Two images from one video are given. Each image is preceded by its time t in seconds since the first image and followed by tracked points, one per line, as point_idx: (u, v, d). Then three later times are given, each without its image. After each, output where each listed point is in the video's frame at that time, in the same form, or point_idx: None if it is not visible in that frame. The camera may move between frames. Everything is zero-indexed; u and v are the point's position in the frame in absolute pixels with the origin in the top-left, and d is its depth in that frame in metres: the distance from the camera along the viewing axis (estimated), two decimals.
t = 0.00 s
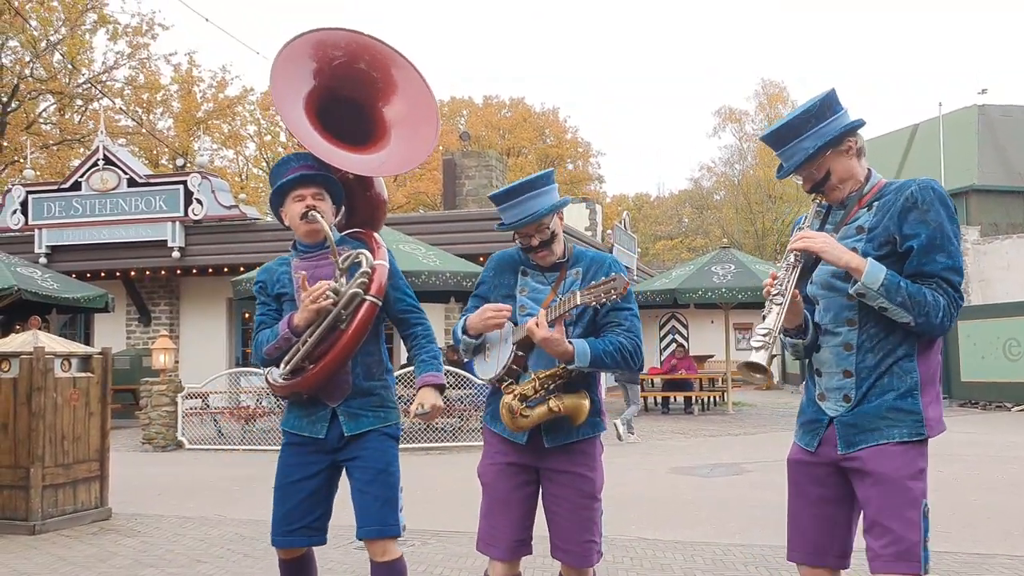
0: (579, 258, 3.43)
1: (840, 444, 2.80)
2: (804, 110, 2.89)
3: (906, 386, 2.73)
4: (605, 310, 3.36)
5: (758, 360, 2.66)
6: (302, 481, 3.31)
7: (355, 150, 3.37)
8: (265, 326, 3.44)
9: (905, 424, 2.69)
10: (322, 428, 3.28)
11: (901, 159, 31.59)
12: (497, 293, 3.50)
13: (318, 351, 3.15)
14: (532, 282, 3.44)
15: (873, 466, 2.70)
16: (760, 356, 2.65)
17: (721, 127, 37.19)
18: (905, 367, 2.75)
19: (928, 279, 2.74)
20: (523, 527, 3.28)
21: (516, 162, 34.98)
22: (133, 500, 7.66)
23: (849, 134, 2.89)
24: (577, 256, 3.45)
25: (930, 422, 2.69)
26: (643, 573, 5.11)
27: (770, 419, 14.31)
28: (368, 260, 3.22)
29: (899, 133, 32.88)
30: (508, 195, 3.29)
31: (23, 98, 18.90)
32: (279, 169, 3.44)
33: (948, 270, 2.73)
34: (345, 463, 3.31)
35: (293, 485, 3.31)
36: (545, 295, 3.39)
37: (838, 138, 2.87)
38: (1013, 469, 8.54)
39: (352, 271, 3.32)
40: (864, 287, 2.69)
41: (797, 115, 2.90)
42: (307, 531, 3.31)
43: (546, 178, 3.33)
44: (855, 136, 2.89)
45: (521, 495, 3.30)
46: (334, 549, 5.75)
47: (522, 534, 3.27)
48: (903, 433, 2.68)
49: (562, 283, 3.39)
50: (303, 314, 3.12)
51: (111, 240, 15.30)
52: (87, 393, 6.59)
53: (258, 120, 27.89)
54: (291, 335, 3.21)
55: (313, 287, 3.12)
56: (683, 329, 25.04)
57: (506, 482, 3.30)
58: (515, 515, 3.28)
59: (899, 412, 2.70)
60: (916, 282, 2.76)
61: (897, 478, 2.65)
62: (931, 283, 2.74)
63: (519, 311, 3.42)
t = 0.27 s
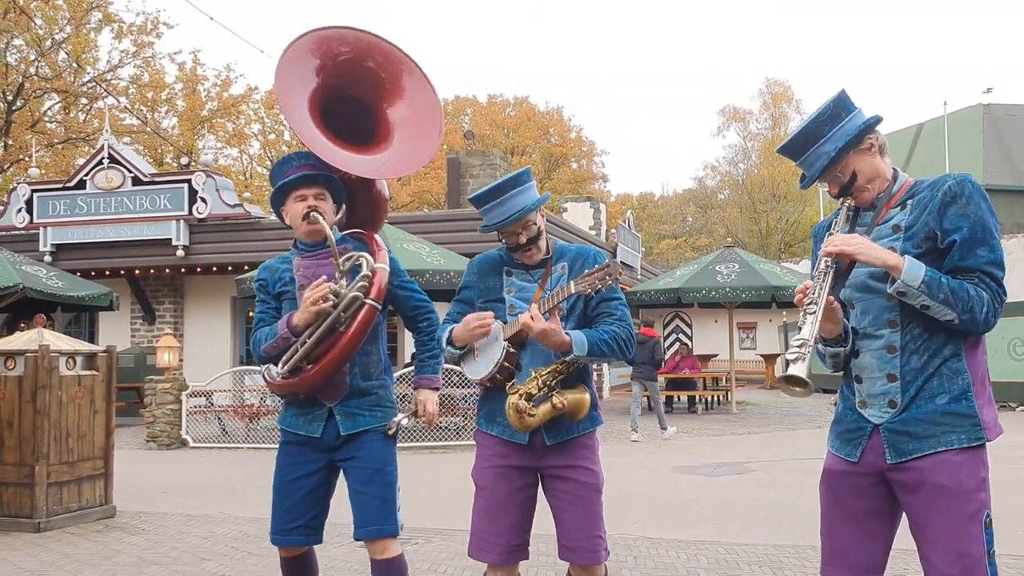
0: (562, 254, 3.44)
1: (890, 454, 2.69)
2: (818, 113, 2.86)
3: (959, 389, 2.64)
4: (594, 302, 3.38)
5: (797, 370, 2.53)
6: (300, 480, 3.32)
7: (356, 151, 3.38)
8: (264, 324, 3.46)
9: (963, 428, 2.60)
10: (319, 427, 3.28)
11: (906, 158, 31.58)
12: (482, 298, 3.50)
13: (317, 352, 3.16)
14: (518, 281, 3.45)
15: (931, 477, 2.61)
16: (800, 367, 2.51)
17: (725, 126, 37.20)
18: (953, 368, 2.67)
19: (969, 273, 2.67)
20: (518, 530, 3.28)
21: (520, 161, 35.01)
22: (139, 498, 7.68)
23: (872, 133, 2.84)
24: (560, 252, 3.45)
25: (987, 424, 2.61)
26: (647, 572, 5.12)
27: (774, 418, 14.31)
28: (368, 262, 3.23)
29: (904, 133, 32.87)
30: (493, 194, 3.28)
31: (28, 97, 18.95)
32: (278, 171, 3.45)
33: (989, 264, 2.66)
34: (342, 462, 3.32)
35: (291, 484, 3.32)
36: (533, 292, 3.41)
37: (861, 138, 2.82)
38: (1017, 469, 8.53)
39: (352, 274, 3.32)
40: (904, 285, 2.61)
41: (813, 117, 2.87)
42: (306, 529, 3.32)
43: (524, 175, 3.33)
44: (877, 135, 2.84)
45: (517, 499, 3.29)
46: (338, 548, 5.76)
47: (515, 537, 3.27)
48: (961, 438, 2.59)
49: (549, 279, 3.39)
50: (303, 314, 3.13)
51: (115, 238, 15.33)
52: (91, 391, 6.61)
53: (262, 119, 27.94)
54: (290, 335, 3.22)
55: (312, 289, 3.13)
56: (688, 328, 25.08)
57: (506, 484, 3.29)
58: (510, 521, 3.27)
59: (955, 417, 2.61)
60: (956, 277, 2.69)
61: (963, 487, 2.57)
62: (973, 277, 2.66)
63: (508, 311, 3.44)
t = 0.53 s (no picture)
0: (577, 252, 3.45)
1: (905, 459, 2.67)
2: (832, 113, 2.86)
3: (976, 395, 2.62)
4: (609, 302, 3.39)
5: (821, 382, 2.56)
6: (300, 481, 3.32)
7: (357, 154, 3.38)
8: (264, 328, 3.47)
9: (980, 435, 2.58)
10: (320, 428, 3.29)
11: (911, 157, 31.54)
12: (496, 295, 3.51)
13: (316, 357, 3.16)
14: (532, 279, 3.45)
15: (947, 483, 2.59)
16: (828, 379, 2.53)
17: (730, 124, 37.16)
18: (972, 373, 2.64)
19: (991, 280, 2.66)
20: (533, 528, 3.29)
21: (524, 160, 34.99)
22: (143, 496, 7.70)
23: (886, 132, 2.82)
24: (574, 250, 3.45)
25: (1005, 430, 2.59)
26: (650, 571, 5.12)
27: (777, 417, 14.28)
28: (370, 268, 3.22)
29: (909, 131, 32.83)
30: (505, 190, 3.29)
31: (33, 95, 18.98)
32: (278, 174, 3.45)
33: (1009, 272, 2.64)
34: (343, 464, 3.32)
35: (287, 487, 3.32)
36: (547, 290, 3.41)
37: (874, 138, 2.81)
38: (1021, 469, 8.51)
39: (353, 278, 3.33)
40: (926, 292, 2.60)
41: (827, 118, 2.87)
42: (304, 531, 3.33)
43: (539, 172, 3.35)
44: (891, 134, 2.83)
45: (531, 499, 3.29)
46: (341, 546, 5.77)
47: (528, 537, 3.28)
48: (978, 445, 2.57)
49: (564, 278, 3.40)
50: (305, 319, 3.13)
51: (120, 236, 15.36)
52: (96, 389, 6.62)
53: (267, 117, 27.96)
54: (291, 339, 3.22)
55: (314, 294, 3.13)
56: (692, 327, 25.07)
57: (518, 485, 3.29)
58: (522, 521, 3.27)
59: (972, 423, 2.59)
60: (977, 283, 2.67)
61: (977, 493, 2.55)
62: (995, 284, 2.65)
63: (521, 309, 3.44)
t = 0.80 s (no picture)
0: (615, 252, 3.40)
1: (871, 447, 2.76)
2: (813, 112, 2.87)
3: (937, 390, 2.66)
4: (644, 307, 3.34)
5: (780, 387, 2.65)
6: (298, 477, 3.32)
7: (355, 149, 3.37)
8: (258, 319, 3.46)
9: (938, 428, 2.63)
10: (315, 420, 3.28)
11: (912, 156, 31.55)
12: (530, 293, 3.50)
13: (309, 347, 3.17)
14: (566, 278, 3.43)
15: (907, 473, 2.67)
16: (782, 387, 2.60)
17: (731, 124, 37.15)
18: (935, 368, 2.67)
19: (958, 280, 2.67)
20: (561, 525, 3.29)
21: (524, 159, 34.97)
22: (143, 495, 7.70)
23: (867, 125, 2.83)
24: (613, 250, 3.41)
25: (965, 424, 2.63)
26: (651, 571, 5.11)
27: (778, 416, 14.28)
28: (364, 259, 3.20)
29: (909, 131, 32.83)
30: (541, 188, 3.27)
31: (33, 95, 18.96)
32: (279, 165, 3.46)
33: (979, 270, 2.64)
34: (342, 458, 3.31)
35: (284, 483, 3.32)
36: (580, 292, 3.38)
37: (854, 132, 2.82)
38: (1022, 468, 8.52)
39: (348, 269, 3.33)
40: (889, 290, 2.64)
41: (806, 116, 2.88)
42: (304, 526, 3.32)
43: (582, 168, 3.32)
44: (873, 127, 2.83)
45: (555, 496, 3.29)
46: (342, 544, 5.77)
47: (557, 533, 3.28)
48: (934, 439, 2.63)
49: (599, 278, 3.35)
50: (298, 309, 3.14)
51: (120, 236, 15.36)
52: (96, 388, 6.62)
53: (267, 117, 27.94)
54: (285, 329, 3.23)
55: (310, 283, 3.13)
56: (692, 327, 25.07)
57: (541, 483, 3.29)
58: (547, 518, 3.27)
59: (931, 416, 2.64)
60: (947, 282, 2.69)
61: (932, 485, 2.62)
62: (962, 284, 2.66)
63: (554, 310, 3.42)
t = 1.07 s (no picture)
0: (635, 246, 3.39)
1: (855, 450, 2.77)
2: (795, 126, 2.91)
3: (921, 399, 2.65)
4: (669, 301, 3.34)
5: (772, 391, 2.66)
6: (296, 479, 3.31)
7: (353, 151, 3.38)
8: (257, 319, 3.46)
9: (919, 435, 2.63)
10: (315, 423, 3.28)
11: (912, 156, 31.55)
12: (552, 288, 3.50)
13: (308, 346, 3.17)
14: (587, 274, 3.43)
15: (886, 478, 2.68)
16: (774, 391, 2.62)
17: (731, 123, 37.14)
18: (921, 377, 2.67)
19: (941, 290, 2.66)
20: (573, 522, 3.31)
21: (524, 159, 34.96)
22: (143, 495, 7.70)
23: (848, 142, 2.85)
24: (632, 244, 3.40)
25: (946, 433, 2.62)
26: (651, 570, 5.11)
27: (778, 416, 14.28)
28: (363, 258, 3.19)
29: (909, 130, 32.82)
30: (568, 178, 3.28)
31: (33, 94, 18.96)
32: (281, 167, 3.45)
33: (965, 279, 2.63)
34: (338, 461, 3.32)
35: (283, 485, 3.32)
36: (604, 288, 3.38)
37: (833, 150, 2.85)
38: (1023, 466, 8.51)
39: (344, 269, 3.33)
40: (873, 298, 2.65)
41: (790, 129, 2.92)
42: (298, 528, 3.33)
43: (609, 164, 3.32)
44: (855, 143, 2.85)
45: (568, 495, 3.30)
46: (343, 544, 5.78)
47: (569, 529, 3.29)
48: (918, 445, 2.62)
49: (620, 272, 3.36)
50: (297, 307, 3.13)
51: (120, 235, 15.35)
52: (96, 388, 6.62)
53: (267, 116, 27.95)
54: (283, 328, 3.23)
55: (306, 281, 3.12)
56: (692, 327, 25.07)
57: (555, 481, 3.30)
58: (562, 511, 3.29)
59: (913, 424, 2.64)
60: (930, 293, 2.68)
61: (908, 489, 2.63)
62: (946, 294, 2.64)
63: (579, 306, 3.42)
